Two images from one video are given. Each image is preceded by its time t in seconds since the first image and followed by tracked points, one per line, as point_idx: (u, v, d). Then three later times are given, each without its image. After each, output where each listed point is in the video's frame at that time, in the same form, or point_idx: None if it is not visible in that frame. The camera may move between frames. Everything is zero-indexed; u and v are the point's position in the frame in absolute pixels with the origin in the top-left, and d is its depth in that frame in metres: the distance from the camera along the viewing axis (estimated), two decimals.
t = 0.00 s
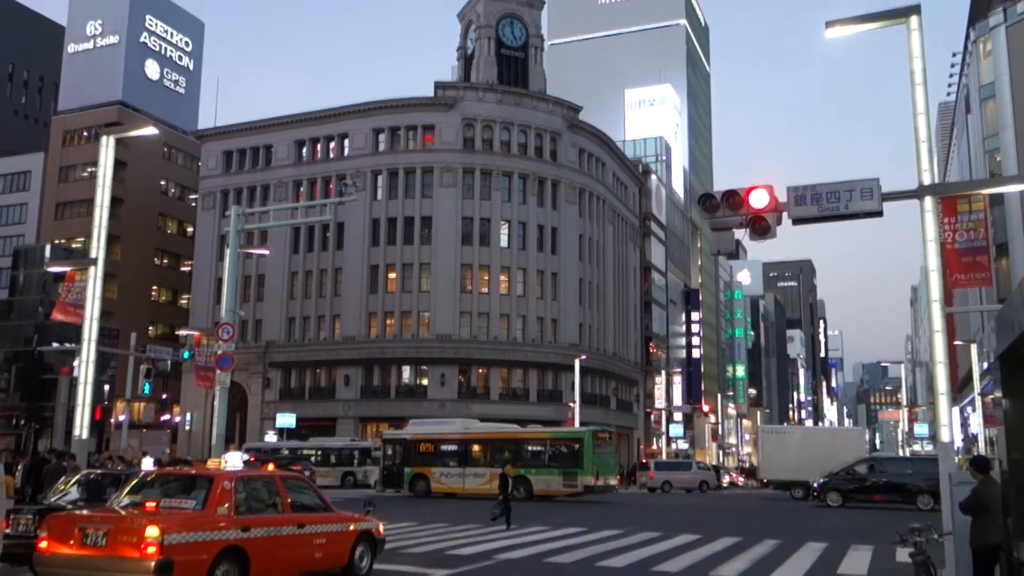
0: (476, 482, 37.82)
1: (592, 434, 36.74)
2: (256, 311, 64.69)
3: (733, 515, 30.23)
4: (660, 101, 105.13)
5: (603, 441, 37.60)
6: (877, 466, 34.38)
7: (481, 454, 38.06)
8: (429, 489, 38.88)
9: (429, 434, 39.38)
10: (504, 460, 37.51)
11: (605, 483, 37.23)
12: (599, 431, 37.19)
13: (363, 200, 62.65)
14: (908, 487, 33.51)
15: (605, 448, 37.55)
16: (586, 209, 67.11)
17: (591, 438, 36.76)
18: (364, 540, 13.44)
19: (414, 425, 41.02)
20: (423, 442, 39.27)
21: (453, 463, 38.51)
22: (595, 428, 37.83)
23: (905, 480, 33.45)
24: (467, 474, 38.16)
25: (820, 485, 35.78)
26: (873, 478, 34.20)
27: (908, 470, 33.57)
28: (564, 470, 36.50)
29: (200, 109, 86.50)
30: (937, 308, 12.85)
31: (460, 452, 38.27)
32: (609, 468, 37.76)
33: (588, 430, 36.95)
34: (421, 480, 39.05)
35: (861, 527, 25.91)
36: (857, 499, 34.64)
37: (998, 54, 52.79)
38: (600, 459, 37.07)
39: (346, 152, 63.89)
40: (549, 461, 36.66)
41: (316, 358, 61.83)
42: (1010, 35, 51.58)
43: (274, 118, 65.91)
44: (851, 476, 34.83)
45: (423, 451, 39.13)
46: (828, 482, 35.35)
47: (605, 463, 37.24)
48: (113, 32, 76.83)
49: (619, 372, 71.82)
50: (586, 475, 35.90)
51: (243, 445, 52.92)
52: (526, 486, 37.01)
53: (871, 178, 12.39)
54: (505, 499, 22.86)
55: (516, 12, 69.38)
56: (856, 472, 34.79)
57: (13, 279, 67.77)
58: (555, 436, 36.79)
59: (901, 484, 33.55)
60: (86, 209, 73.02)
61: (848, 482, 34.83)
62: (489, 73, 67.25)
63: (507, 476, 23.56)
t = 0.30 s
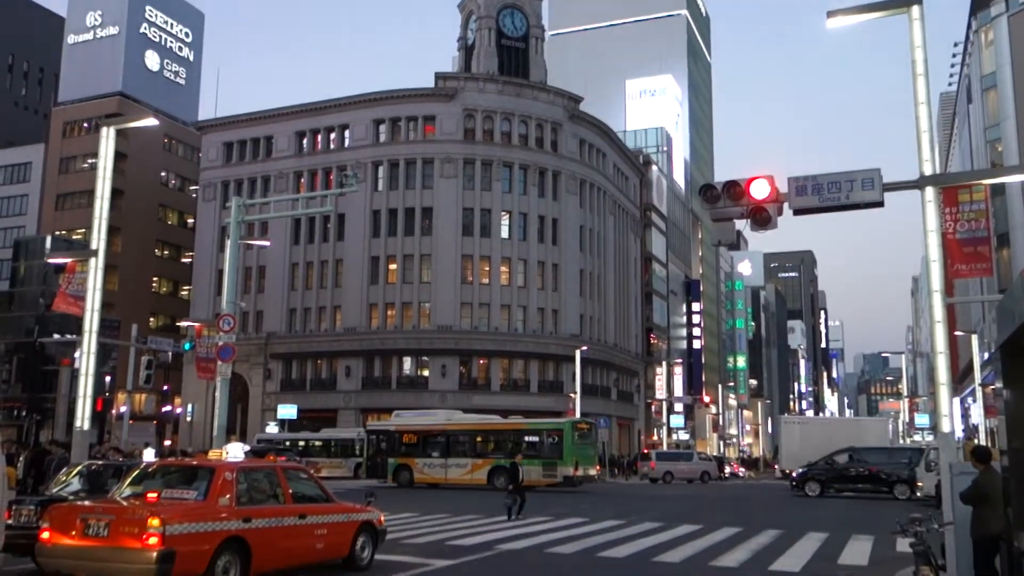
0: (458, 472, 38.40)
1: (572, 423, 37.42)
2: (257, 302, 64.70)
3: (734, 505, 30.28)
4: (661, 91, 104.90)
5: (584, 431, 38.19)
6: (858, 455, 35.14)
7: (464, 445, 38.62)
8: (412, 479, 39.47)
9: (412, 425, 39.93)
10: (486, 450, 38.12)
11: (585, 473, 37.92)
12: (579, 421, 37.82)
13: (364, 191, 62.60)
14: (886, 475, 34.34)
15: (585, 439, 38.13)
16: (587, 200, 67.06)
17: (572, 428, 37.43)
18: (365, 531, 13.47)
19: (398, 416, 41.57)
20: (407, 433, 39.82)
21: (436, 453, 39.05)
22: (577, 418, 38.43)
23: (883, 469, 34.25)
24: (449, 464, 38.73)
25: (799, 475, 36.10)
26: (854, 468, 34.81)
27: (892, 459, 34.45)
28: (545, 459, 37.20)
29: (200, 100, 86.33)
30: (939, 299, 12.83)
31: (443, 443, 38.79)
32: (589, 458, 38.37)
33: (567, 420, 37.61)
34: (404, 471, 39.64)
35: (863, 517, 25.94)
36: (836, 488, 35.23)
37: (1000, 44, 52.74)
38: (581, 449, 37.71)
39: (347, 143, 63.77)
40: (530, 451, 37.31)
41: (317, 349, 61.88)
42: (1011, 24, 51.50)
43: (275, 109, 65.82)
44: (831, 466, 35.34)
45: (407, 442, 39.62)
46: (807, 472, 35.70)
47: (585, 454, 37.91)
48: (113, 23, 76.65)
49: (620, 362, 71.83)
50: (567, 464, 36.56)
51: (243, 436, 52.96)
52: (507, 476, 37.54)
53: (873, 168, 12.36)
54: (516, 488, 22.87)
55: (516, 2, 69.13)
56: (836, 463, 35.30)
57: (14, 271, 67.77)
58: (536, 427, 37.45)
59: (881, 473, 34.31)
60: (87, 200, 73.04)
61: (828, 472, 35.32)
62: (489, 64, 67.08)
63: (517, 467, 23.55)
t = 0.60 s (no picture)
0: (444, 464, 39.04)
1: (556, 417, 38.79)
2: (258, 295, 64.67)
3: (734, 497, 30.36)
4: (662, 83, 104.70)
5: (567, 425, 39.51)
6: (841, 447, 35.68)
7: (449, 438, 39.17)
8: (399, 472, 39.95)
9: (398, 418, 40.47)
10: (471, 443, 38.84)
11: (567, 466, 39.01)
12: (562, 415, 39.24)
13: (365, 183, 62.51)
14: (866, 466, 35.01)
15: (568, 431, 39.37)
16: (588, 193, 67.01)
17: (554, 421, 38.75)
18: (366, 523, 13.51)
19: (386, 410, 42.14)
20: (393, 426, 40.37)
21: (421, 446, 39.55)
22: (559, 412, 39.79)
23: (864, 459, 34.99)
24: (435, 456, 39.28)
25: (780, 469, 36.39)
26: (836, 459, 35.34)
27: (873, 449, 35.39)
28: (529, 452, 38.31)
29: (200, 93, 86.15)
30: (940, 291, 12.83)
31: (429, 435, 39.36)
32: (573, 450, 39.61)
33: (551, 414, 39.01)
34: (391, 464, 40.09)
35: (863, 509, 26.00)
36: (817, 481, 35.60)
37: (1002, 36, 52.58)
38: (563, 442, 39.05)
39: (347, 136, 63.69)
40: (514, 443, 38.21)
41: (318, 342, 61.94)
42: (1013, 16, 51.39)
43: (275, 102, 65.73)
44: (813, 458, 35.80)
45: (393, 434, 40.19)
46: (790, 464, 36.06)
47: (567, 446, 38.98)
48: (113, 15, 76.46)
49: (621, 355, 71.86)
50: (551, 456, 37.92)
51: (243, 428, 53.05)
52: (492, 468, 38.48)
53: (874, 160, 12.35)
54: (527, 481, 22.88)
55: None
56: (816, 454, 35.89)
57: (15, 264, 67.75)
58: (519, 419, 38.49)
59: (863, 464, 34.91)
60: (87, 192, 73.03)
61: (810, 464, 35.74)
62: (490, 56, 66.97)
63: (528, 460, 23.50)
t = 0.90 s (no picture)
0: (426, 453, 39.41)
1: (536, 407, 38.65)
2: (259, 286, 64.68)
3: (735, 488, 30.42)
4: (663, 74, 104.50)
5: (547, 415, 39.46)
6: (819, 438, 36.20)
7: (431, 427, 39.49)
8: (382, 461, 40.38)
9: (382, 409, 40.87)
10: (452, 433, 39.12)
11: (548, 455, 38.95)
12: (543, 405, 39.07)
13: (365, 174, 62.42)
14: (844, 456, 35.33)
15: (549, 421, 39.37)
16: (589, 183, 66.94)
17: (534, 411, 38.63)
18: (367, 513, 13.54)
19: (370, 399, 42.52)
20: (377, 416, 40.78)
21: (404, 436, 39.95)
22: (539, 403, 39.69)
23: (841, 448, 35.37)
24: (417, 446, 39.66)
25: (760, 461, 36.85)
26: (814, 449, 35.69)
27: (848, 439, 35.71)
28: (509, 442, 38.23)
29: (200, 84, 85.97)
30: (941, 282, 12.84)
31: (411, 425, 39.69)
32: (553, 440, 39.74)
33: (532, 404, 38.88)
34: (374, 453, 40.58)
35: (863, 500, 26.05)
36: (796, 471, 35.85)
37: (1004, 25, 52.44)
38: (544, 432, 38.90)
39: (348, 126, 63.60)
40: (494, 434, 38.43)
41: (319, 332, 61.99)
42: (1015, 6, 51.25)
43: (275, 92, 65.65)
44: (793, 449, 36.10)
45: (377, 425, 40.61)
46: (769, 454, 36.49)
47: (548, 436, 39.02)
48: (113, 6, 76.23)
49: (622, 346, 71.84)
50: (530, 446, 37.70)
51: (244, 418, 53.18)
52: (473, 457, 38.78)
53: (875, 151, 12.32)
54: (536, 471, 22.93)
55: None
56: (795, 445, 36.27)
57: (16, 255, 67.71)
58: (499, 409, 38.60)
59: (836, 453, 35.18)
60: (88, 183, 73.03)
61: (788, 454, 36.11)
62: (491, 47, 66.83)
63: (540, 449, 23.55)
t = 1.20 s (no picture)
0: (412, 443, 39.64)
1: (519, 398, 38.92)
2: (260, 276, 64.66)
3: (735, 478, 30.49)
4: (664, 64, 104.27)
5: (531, 405, 39.66)
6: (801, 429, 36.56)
7: (417, 418, 39.75)
8: (369, 452, 40.64)
9: (368, 399, 41.06)
10: (437, 423, 39.36)
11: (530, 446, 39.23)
12: (526, 396, 39.33)
13: (365, 164, 62.35)
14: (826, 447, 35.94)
15: (532, 412, 39.62)
16: (589, 174, 66.85)
17: (518, 402, 38.82)
18: (367, 503, 13.57)
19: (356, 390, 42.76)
20: (363, 406, 41.00)
21: (390, 426, 40.20)
22: (523, 394, 39.95)
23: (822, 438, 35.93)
24: (403, 436, 39.87)
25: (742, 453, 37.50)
26: (795, 439, 36.27)
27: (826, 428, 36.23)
28: (492, 432, 38.52)
29: (200, 73, 85.78)
30: (941, 274, 12.85)
31: (397, 416, 39.94)
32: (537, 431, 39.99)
33: (515, 395, 39.10)
34: (361, 443, 40.83)
35: (862, 490, 26.10)
36: (780, 462, 36.41)
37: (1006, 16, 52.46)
38: (527, 423, 39.06)
39: (349, 116, 63.49)
40: (478, 425, 38.64)
41: (320, 323, 62.02)
42: None
43: (275, 82, 65.54)
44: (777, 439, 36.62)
45: (364, 415, 40.84)
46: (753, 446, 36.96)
47: (531, 428, 39.28)
48: None
49: (622, 337, 71.85)
50: (513, 437, 38.05)
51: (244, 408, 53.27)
52: (457, 448, 38.91)
53: (877, 142, 12.28)
54: (546, 461, 22.93)
55: None
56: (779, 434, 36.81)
57: (17, 245, 67.61)
58: (483, 401, 38.82)
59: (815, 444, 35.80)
60: (88, 173, 73.00)
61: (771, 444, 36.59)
62: (492, 37, 66.68)
63: (548, 439, 23.57)
